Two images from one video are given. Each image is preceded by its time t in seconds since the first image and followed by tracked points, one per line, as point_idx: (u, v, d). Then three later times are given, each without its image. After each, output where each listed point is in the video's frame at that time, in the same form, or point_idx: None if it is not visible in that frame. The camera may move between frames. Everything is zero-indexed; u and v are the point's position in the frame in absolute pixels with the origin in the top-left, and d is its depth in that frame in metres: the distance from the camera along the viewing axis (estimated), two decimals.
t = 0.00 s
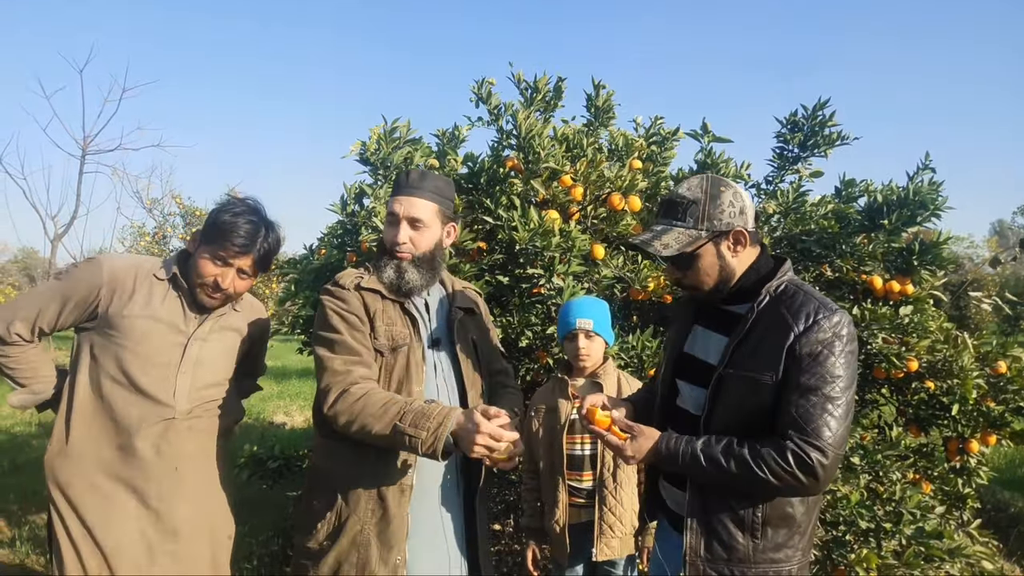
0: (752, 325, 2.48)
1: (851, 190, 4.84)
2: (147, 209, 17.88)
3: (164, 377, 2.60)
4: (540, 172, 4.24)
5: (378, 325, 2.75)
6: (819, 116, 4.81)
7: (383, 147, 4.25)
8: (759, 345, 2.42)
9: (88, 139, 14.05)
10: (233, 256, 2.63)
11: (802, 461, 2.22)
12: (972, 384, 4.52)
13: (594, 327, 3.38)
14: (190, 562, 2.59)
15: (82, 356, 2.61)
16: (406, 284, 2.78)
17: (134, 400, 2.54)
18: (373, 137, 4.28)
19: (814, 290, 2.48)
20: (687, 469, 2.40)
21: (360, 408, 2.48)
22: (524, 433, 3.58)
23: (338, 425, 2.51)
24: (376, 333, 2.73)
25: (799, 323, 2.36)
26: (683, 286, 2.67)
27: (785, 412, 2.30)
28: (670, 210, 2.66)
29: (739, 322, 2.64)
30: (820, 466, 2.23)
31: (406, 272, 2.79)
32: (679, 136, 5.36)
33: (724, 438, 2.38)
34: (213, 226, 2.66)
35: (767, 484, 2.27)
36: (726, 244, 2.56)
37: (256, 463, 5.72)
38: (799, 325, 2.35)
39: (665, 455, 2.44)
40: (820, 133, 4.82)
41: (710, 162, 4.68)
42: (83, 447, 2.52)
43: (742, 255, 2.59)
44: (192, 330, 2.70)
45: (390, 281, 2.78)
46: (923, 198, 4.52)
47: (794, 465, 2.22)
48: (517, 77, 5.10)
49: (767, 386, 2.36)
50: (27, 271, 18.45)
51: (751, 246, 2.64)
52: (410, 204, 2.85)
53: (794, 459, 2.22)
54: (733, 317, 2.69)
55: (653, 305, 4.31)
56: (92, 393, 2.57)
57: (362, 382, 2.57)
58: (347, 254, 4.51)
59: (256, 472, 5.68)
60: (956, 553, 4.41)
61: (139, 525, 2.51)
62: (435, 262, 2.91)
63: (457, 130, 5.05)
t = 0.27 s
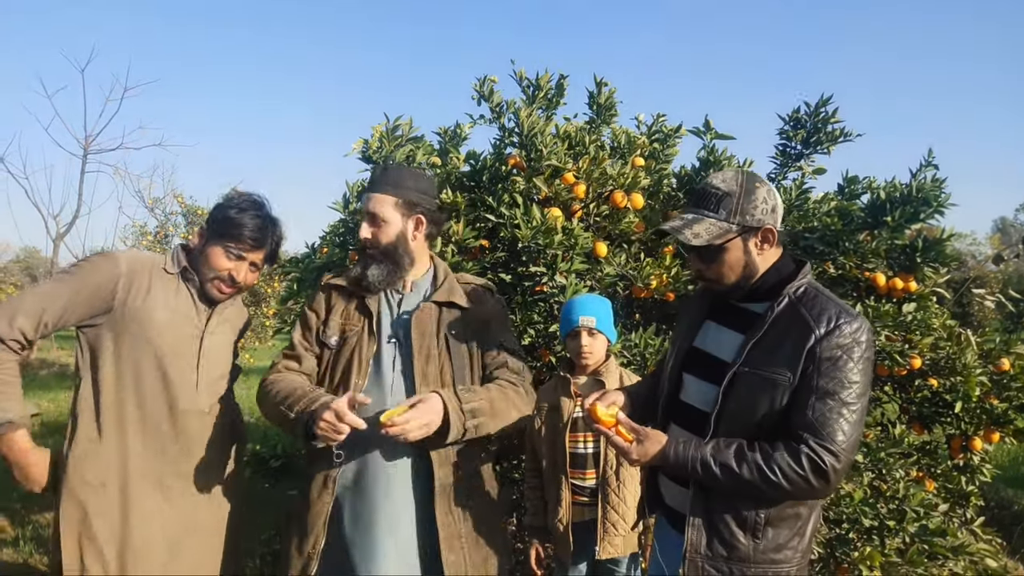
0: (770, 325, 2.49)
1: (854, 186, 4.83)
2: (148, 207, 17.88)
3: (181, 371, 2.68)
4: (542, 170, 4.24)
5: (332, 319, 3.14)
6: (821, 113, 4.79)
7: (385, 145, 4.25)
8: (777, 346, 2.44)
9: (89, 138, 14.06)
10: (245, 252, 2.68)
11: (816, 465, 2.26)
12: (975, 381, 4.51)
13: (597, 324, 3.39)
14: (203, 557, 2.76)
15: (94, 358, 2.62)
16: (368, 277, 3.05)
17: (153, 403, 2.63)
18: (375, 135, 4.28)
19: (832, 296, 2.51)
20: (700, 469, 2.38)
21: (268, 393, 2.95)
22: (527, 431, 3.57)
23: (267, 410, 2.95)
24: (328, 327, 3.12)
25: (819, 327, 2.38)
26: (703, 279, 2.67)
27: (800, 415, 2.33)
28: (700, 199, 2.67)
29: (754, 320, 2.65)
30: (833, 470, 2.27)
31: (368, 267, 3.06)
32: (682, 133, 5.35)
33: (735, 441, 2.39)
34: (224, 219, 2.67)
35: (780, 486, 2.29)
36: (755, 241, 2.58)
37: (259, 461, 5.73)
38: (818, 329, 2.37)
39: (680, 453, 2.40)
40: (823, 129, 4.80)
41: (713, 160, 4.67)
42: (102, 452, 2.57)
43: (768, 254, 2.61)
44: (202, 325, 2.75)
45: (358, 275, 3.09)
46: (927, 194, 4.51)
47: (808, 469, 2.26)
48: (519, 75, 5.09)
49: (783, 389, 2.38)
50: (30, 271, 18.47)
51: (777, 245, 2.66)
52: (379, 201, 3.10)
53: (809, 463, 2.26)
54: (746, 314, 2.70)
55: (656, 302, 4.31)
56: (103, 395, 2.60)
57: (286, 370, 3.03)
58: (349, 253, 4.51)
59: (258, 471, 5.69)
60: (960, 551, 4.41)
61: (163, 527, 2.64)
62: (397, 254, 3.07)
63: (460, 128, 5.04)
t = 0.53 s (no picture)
0: (773, 329, 2.49)
1: (853, 189, 4.83)
2: (149, 210, 17.91)
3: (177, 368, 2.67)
4: (541, 173, 4.24)
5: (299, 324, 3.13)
6: (820, 116, 4.80)
7: (385, 148, 4.25)
8: (781, 350, 2.43)
9: (90, 142, 14.09)
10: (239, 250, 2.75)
11: (820, 470, 2.25)
12: (975, 384, 4.50)
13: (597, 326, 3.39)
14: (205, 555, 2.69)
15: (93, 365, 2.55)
16: (354, 288, 2.90)
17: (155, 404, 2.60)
18: (374, 138, 4.28)
19: (834, 300, 2.51)
20: (703, 473, 2.36)
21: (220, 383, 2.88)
22: (527, 434, 3.57)
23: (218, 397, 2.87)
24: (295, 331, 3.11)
25: (823, 330, 2.38)
26: (707, 280, 2.67)
27: (804, 420, 2.32)
28: (706, 201, 2.66)
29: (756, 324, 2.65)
30: (836, 475, 2.26)
31: (355, 276, 2.91)
32: (681, 136, 5.35)
33: (738, 446, 2.38)
34: (208, 224, 2.71)
35: (784, 491, 2.28)
36: (761, 244, 2.58)
37: (259, 464, 5.73)
38: (823, 333, 2.37)
39: (683, 458, 2.38)
40: (822, 132, 4.81)
41: (712, 162, 4.67)
42: (111, 463, 2.49)
43: (772, 258, 2.62)
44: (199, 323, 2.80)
45: (341, 285, 2.93)
46: (926, 197, 4.51)
47: (812, 474, 2.25)
48: (518, 78, 5.09)
49: (787, 392, 2.38)
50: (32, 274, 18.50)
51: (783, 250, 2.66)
52: (360, 208, 2.90)
53: (813, 468, 2.25)
54: (747, 318, 2.70)
55: (655, 305, 4.31)
56: (108, 405, 2.54)
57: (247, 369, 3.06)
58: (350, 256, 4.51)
59: (259, 474, 5.68)
60: (961, 553, 4.40)
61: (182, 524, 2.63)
62: (388, 263, 2.93)
63: (459, 131, 5.05)
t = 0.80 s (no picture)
0: (774, 331, 2.48)
1: (855, 191, 4.82)
2: (149, 211, 17.90)
3: (169, 366, 2.73)
4: (543, 174, 4.24)
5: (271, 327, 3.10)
6: (822, 118, 4.79)
7: (386, 149, 4.25)
8: (782, 351, 2.43)
9: (90, 142, 14.09)
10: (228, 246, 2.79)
11: (824, 472, 2.25)
12: (977, 386, 4.50)
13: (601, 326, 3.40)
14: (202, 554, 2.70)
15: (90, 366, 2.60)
16: (325, 292, 2.85)
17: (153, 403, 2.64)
18: (375, 140, 4.28)
19: (835, 301, 2.51)
20: (706, 476, 2.35)
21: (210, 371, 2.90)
22: (529, 436, 3.57)
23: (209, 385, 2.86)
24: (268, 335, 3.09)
25: (824, 331, 2.38)
26: (706, 281, 2.67)
27: (807, 421, 2.32)
28: (706, 200, 2.65)
29: (756, 325, 2.65)
30: (839, 476, 2.26)
31: (327, 280, 2.86)
32: (683, 138, 5.35)
33: (741, 449, 2.38)
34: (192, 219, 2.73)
35: (788, 493, 2.28)
36: (760, 245, 2.58)
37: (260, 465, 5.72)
38: (824, 334, 2.37)
39: (686, 462, 2.37)
40: (823, 134, 4.80)
41: (713, 164, 4.66)
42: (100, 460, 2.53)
43: (771, 258, 2.62)
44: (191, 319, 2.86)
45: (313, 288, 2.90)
46: (928, 199, 4.50)
47: (816, 476, 2.25)
48: (520, 79, 5.09)
49: (789, 394, 2.37)
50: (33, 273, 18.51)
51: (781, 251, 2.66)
52: (337, 212, 2.86)
53: (817, 470, 2.25)
54: (747, 319, 2.70)
55: (656, 307, 4.30)
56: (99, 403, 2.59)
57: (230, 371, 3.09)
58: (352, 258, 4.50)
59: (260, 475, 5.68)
60: (962, 557, 4.40)
61: (178, 526, 2.62)
62: (361, 268, 2.87)
63: (460, 132, 5.04)
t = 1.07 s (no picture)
0: (775, 325, 2.48)
1: (859, 187, 4.81)
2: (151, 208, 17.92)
3: (157, 359, 2.70)
4: (546, 171, 4.23)
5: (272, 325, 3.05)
6: (826, 114, 4.78)
7: (389, 146, 4.25)
8: (782, 346, 2.42)
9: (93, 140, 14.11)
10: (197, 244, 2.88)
11: (826, 466, 2.24)
12: (981, 383, 4.49)
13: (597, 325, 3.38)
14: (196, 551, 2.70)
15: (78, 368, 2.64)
16: (328, 290, 2.79)
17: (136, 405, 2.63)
18: (379, 137, 4.27)
19: (836, 294, 2.50)
20: (708, 473, 2.36)
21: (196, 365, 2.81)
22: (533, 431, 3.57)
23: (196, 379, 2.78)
24: (269, 333, 3.05)
25: (824, 325, 2.38)
26: (705, 277, 2.66)
27: (809, 416, 2.31)
28: (702, 196, 2.66)
29: (757, 320, 2.64)
30: (842, 471, 2.26)
31: (330, 277, 2.79)
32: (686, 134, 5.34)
33: (743, 445, 2.38)
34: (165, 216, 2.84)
35: (790, 489, 2.28)
36: (758, 239, 2.57)
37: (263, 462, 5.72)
38: (824, 327, 2.37)
39: (688, 459, 2.38)
40: (827, 131, 4.79)
41: (717, 161, 4.65)
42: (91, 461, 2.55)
43: (770, 252, 2.60)
44: (178, 313, 2.81)
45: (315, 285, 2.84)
46: (932, 196, 4.49)
47: (818, 470, 2.24)
48: (522, 76, 5.08)
49: (790, 388, 2.37)
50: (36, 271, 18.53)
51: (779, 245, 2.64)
52: (338, 209, 2.75)
53: (819, 464, 2.24)
54: (749, 315, 2.69)
55: (659, 303, 4.29)
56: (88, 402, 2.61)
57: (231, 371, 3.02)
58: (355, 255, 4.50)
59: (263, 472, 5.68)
60: (966, 553, 4.40)
61: (170, 523, 2.63)
62: (365, 267, 2.80)
63: (463, 129, 5.04)
